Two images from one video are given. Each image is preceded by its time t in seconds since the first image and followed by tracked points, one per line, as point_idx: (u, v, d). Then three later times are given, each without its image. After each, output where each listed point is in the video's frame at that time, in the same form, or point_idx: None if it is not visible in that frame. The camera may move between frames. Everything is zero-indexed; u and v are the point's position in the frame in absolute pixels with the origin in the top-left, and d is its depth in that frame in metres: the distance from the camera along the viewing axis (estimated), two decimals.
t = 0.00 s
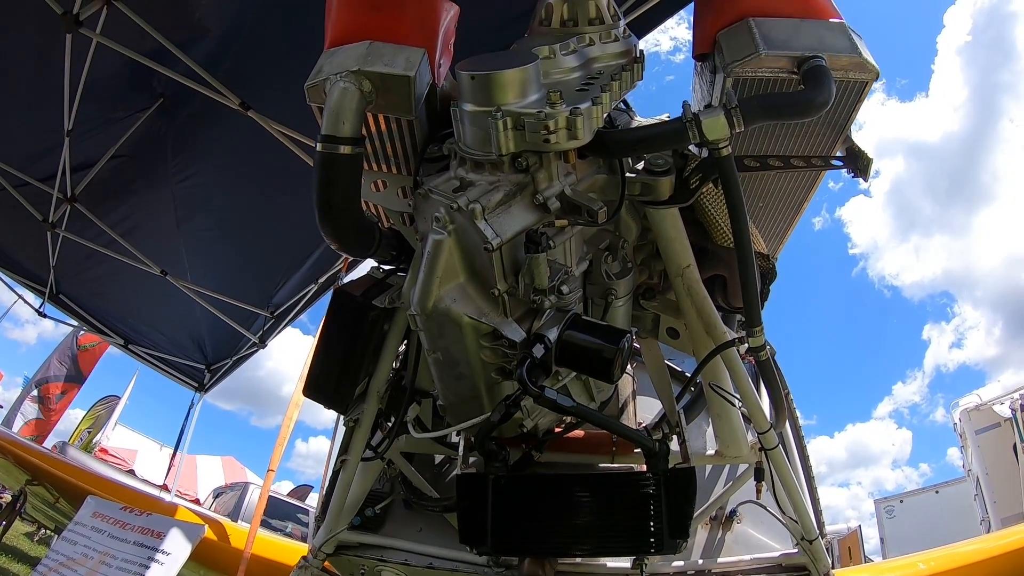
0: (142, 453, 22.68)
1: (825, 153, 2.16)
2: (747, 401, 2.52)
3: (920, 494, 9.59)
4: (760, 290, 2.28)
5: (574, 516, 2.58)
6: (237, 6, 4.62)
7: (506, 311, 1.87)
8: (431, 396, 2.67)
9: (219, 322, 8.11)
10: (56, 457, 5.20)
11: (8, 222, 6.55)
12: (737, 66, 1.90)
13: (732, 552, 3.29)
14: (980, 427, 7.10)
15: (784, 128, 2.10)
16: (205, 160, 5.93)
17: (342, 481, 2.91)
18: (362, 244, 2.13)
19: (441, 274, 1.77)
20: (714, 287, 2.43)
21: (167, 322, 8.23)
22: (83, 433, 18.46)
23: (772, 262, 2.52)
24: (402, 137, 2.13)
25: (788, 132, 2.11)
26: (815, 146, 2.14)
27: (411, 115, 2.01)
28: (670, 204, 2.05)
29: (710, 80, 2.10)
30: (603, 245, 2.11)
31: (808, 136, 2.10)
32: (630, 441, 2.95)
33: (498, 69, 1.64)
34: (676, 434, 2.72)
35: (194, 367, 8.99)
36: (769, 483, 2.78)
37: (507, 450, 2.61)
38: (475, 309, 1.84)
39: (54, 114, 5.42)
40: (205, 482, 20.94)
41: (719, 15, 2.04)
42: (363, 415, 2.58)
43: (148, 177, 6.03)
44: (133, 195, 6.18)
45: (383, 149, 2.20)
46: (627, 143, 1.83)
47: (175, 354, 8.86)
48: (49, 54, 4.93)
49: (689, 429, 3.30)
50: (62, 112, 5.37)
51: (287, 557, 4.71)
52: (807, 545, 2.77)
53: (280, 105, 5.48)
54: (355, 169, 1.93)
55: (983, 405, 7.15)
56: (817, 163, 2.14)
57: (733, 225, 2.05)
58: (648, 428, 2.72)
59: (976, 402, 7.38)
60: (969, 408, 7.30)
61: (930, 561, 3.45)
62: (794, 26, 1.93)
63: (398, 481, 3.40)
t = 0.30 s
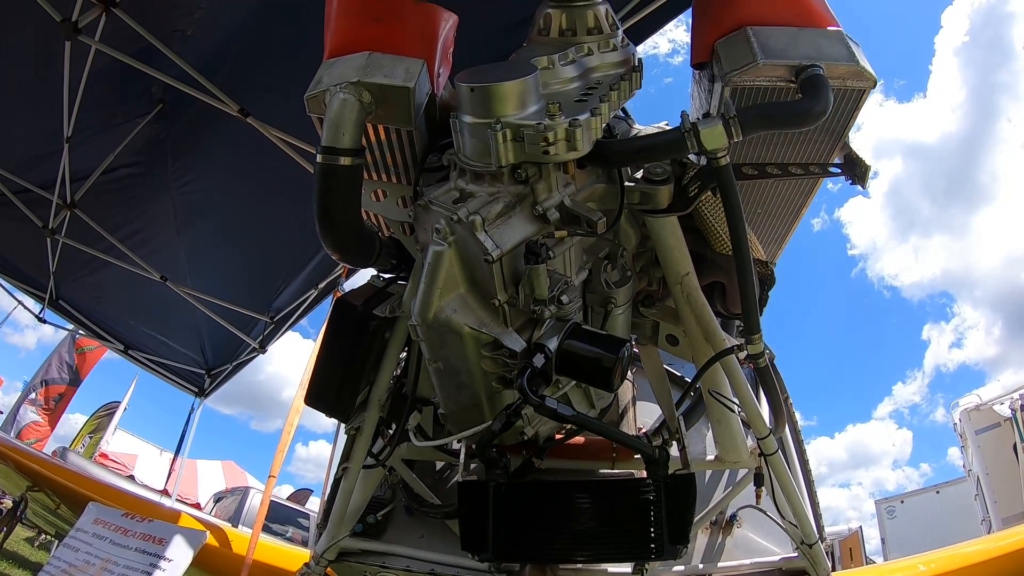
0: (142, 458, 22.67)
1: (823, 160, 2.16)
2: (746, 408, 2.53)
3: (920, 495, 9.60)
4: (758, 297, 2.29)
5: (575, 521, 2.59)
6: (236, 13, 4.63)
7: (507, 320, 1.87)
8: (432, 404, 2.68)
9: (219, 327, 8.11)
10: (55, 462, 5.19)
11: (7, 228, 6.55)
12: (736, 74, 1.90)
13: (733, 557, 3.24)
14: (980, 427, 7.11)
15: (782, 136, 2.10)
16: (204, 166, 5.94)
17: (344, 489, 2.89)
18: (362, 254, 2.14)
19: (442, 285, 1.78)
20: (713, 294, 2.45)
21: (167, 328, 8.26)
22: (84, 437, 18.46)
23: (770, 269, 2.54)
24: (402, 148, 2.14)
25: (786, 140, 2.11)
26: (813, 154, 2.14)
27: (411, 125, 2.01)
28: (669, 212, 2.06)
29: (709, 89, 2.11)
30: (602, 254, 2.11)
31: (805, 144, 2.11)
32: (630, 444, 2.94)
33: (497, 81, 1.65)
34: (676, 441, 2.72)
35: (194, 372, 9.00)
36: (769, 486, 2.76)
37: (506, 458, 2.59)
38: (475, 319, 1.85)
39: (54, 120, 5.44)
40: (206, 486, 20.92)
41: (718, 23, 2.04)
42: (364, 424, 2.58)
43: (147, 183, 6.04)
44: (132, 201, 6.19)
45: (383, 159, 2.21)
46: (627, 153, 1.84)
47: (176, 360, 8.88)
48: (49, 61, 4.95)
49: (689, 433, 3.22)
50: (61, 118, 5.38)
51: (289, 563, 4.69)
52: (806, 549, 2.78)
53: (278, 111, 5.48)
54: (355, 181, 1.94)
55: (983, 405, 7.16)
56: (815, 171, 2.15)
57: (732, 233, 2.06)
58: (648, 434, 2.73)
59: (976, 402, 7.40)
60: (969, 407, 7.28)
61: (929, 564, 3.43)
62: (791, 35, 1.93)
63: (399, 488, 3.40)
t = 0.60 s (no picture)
0: (143, 462, 22.66)
1: (821, 167, 2.17)
2: (746, 413, 2.54)
3: (922, 494, 9.60)
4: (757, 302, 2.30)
5: (576, 527, 2.59)
6: (236, 19, 4.65)
7: (507, 330, 1.89)
8: (434, 411, 2.69)
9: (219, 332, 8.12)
10: (57, 468, 5.18)
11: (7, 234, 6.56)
12: (734, 83, 1.90)
13: (734, 560, 3.23)
14: (981, 426, 7.13)
15: (779, 143, 2.11)
16: (203, 171, 5.94)
17: (347, 495, 2.89)
18: (362, 263, 2.15)
19: (442, 295, 1.79)
20: (712, 300, 2.45)
21: (167, 333, 8.28)
22: (85, 442, 18.45)
23: (768, 274, 2.55)
24: (402, 157, 2.15)
25: (785, 147, 2.12)
26: (811, 160, 2.15)
27: (410, 136, 2.02)
28: (668, 220, 2.07)
29: (707, 96, 2.11)
30: (601, 262, 2.13)
31: (803, 151, 2.11)
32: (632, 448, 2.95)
33: (497, 92, 1.65)
34: (676, 446, 2.73)
35: (195, 376, 9.01)
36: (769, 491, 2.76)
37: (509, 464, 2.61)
38: (476, 328, 1.86)
39: (54, 126, 5.44)
40: (208, 490, 20.92)
41: (716, 32, 2.05)
42: (366, 431, 2.58)
43: (146, 188, 6.04)
44: (131, 205, 6.20)
45: (383, 168, 2.22)
46: (625, 163, 1.84)
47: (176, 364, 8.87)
48: (49, 67, 4.96)
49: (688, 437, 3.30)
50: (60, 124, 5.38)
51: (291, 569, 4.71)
52: (806, 552, 2.78)
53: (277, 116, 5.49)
54: (355, 192, 1.94)
55: (983, 404, 7.17)
56: (813, 177, 2.15)
57: (730, 239, 2.07)
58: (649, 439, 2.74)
59: (976, 401, 7.41)
60: (970, 406, 7.38)
61: (930, 564, 3.41)
62: (789, 43, 1.94)
63: (401, 493, 3.41)
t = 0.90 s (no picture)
0: (146, 465, 22.67)
1: (820, 169, 2.16)
2: (747, 414, 2.54)
3: (925, 490, 9.61)
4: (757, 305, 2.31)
5: (579, 530, 2.59)
6: (234, 25, 4.65)
7: (509, 335, 1.90)
8: (436, 415, 2.70)
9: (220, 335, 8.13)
10: (60, 473, 5.19)
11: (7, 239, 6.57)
12: (733, 88, 1.91)
13: (735, 560, 3.23)
14: (982, 423, 7.14)
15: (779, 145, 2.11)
16: (202, 174, 5.94)
17: (351, 499, 2.88)
18: (364, 269, 2.16)
19: (444, 302, 1.80)
20: (713, 303, 2.47)
21: (167, 337, 8.28)
22: (87, 446, 18.48)
23: (769, 275, 2.56)
24: (402, 163, 2.16)
25: (785, 149, 2.12)
26: (811, 162, 2.15)
27: (411, 142, 2.03)
28: (668, 223, 2.07)
29: (706, 100, 2.12)
30: (602, 266, 2.14)
31: (802, 154, 2.12)
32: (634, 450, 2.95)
33: (497, 100, 1.66)
34: (678, 448, 2.74)
35: (196, 379, 9.03)
36: (771, 492, 2.78)
37: (512, 468, 2.68)
38: (478, 335, 1.87)
39: (53, 131, 5.45)
40: (210, 492, 20.93)
41: (715, 36, 2.05)
42: (370, 435, 2.59)
43: (146, 192, 6.05)
44: (131, 209, 6.21)
45: (383, 174, 2.22)
46: (626, 168, 1.85)
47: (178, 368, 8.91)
48: (48, 73, 4.98)
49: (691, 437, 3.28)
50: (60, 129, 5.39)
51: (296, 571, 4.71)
52: (808, 552, 2.77)
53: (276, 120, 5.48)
54: (356, 199, 1.95)
55: (985, 400, 7.17)
56: (813, 180, 2.15)
57: (730, 242, 2.08)
58: (651, 442, 2.74)
59: (978, 397, 7.41)
60: (971, 403, 7.38)
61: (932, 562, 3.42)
62: (788, 46, 1.93)
63: (404, 497, 3.41)
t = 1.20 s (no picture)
0: (149, 465, 22.73)
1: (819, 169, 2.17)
2: (747, 415, 2.55)
3: (926, 484, 9.62)
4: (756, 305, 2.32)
5: (581, 531, 2.59)
6: (233, 29, 4.64)
7: (509, 339, 1.91)
8: (438, 417, 2.71)
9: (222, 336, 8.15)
10: (64, 476, 5.20)
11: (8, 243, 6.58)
12: (731, 90, 1.90)
13: (736, 558, 3.22)
14: (983, 416, 7.15)
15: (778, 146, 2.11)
16: (201, 177, 5.94)
17: (354, 501, 2.87)
18: (365, 273, 2.17)
19: (445, 307, 1.81)
20: (712, 303, 2.48)
21: (169, 338, 8.30)
22: (89, 446, 18.51)
23: (768, 275, 2.56)
24: (402, 168, 2.16)
25: (783, 150, 2.12)
26: (809, 163, 2.15)
27: (410, 147, 2.03)
28: (667, 225, 2.08)
29: (704, 101, 2.12)
30: (602, 269, 2.15)
31: (801, 155, 2.12)
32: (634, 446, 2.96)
33: (494, 106, 1.66)
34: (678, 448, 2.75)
35: (198, 380, 9.05)
36: (771, 491, 2.78)
37: (515, 469, 2.74)
38: (479, 339, 1.88)
39: (52, 135, 5.44)
40: (213, 492, 20.98)
41: (713, 39, 2.06)
42: (372, 437, 2.59)
43: (146, 195, 6.05)
44: (132, 212, 6.22)
45: (383, 179, 2.23)
46: (625, 172, 1.85)
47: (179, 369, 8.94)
48: (46, 78, 4.97)
49: (690, 437, 3.27)
50: (59, 132, 5.39)
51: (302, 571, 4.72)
52: (809, 550, 2.78)
53: (275, 123, 5.47)
54: (356, 205, 1.95)
55: (986, 394, 7.18)
56: (812, 180, 2.16)
57: (728, 243, 2.09)
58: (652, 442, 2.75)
59: (978, 391, 7.43)
60: (973, 396, 7.39)
61: (933, 557, 3.44)
62: (786, 48, 1.93)
63: (407, 498, 3.41)
